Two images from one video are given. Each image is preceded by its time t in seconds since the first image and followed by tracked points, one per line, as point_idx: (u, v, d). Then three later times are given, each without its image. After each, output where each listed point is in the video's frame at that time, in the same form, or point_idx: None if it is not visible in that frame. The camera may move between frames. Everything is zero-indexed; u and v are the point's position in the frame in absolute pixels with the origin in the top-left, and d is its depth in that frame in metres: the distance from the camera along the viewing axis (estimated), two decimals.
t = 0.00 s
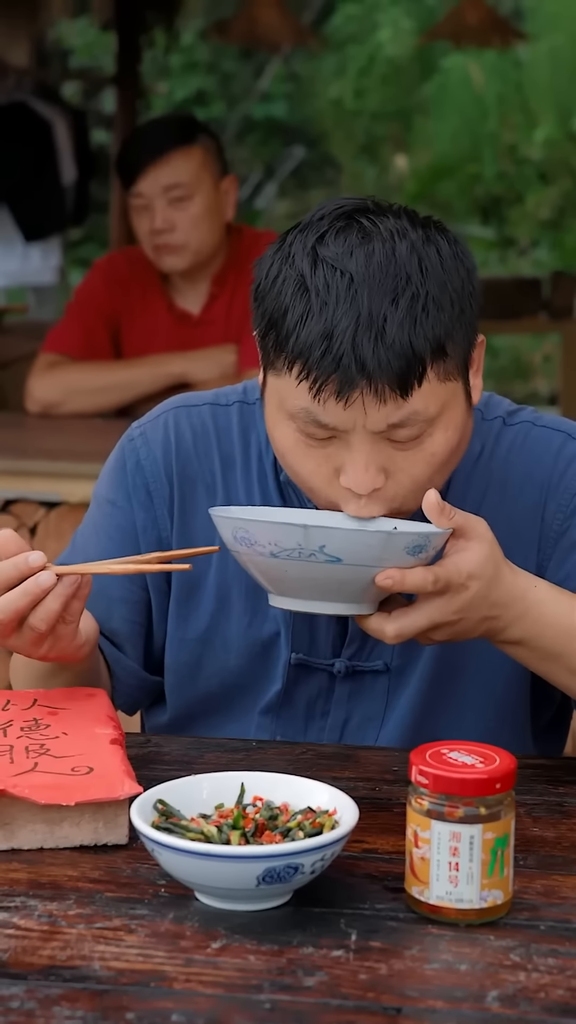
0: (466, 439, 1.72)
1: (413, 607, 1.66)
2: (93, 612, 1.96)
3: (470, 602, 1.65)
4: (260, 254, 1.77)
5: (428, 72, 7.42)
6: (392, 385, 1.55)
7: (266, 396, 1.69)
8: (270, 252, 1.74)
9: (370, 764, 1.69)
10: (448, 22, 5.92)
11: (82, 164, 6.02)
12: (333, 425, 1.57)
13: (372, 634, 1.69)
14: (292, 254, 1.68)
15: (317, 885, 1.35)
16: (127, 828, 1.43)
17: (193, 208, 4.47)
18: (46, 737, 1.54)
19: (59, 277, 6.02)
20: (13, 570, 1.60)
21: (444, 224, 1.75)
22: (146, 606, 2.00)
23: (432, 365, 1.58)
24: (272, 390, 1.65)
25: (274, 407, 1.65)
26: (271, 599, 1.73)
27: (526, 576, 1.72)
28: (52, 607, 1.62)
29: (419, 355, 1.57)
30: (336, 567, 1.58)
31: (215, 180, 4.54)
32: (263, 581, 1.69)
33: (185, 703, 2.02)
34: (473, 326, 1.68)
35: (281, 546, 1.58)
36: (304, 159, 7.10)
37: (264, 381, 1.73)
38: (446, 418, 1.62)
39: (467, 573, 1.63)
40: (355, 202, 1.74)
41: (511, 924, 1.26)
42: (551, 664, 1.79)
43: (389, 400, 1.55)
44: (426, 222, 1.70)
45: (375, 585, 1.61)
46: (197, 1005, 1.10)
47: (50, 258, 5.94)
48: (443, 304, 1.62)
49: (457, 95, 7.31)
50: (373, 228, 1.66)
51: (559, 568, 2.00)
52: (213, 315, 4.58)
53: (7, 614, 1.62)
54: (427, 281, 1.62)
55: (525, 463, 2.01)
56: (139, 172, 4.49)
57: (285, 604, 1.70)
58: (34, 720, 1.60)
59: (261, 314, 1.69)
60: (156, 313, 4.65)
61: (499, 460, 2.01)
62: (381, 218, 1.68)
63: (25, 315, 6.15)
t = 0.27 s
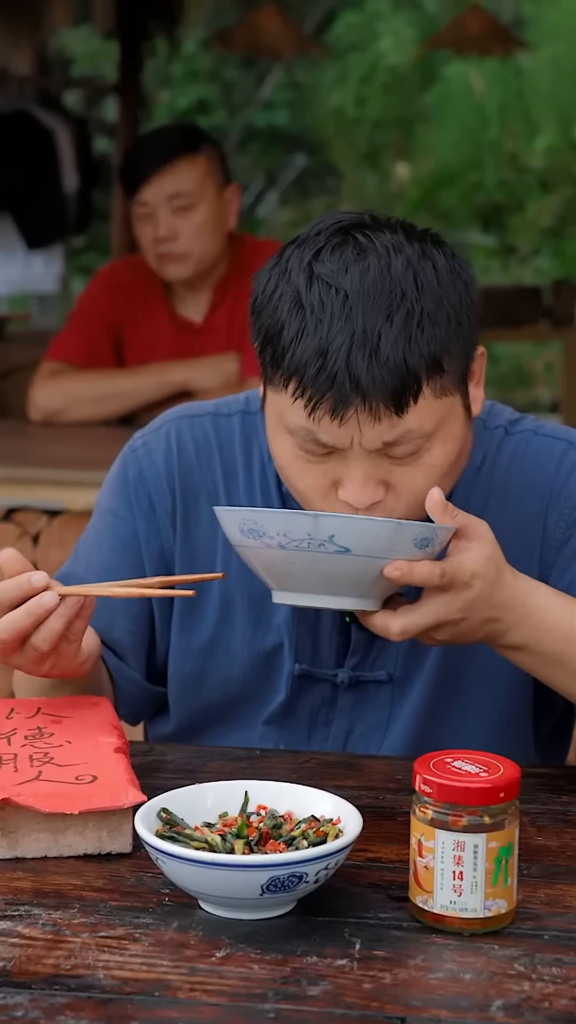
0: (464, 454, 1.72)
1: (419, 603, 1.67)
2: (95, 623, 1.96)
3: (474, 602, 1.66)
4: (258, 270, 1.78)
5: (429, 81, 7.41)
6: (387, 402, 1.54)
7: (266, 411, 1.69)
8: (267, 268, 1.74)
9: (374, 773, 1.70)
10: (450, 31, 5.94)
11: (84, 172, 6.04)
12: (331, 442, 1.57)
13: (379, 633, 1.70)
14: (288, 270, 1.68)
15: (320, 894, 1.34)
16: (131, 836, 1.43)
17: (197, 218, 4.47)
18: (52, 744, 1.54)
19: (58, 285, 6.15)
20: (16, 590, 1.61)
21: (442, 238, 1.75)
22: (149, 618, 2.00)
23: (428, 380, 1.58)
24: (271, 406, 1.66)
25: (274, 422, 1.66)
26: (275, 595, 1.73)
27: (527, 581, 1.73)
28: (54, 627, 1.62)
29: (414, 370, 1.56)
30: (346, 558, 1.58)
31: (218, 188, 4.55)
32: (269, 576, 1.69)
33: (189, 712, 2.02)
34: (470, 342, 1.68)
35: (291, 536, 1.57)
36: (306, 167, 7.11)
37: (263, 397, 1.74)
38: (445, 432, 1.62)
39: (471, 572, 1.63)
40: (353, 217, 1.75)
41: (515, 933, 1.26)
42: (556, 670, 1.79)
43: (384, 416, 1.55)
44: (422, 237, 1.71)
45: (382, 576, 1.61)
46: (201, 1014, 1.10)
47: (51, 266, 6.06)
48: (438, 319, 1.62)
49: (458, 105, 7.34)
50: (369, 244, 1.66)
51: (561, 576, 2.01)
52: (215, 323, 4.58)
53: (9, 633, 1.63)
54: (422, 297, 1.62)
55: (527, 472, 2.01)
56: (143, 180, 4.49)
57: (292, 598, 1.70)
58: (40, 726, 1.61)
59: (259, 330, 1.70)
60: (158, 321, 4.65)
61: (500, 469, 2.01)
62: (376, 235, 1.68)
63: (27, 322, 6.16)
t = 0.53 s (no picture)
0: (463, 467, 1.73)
1: (421, 615, 1.66)
2: (95, 632, 1.97)
3: (478, 613, 1.66)
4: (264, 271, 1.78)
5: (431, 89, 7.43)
6: (385, 412, 1.55)
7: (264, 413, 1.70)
8: (274, 270, 1.75)
9: (376, 780, 1.70)
10: (451, 40, 5.96)
11: (86, 181, 6.06)
12: (327, 448, 1.58)
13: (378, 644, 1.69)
14: (294, 273, 1.69)
15: (323, 902, 1.35)
16: (134, 844, 1.44)
17: (200, 226, 4.50)
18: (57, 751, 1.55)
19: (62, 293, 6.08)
20: (15, 602, 1.62)
21: (449, 250, 1.76)
22: (148, 625, 2.00)
23: (428, 391, 1.59)
24: (269, 408, 1.66)
25: (271, 425, 1.66)
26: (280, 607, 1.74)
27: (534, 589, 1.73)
28: (50, 640, 1.63)
29: (414, 381, 1.57)
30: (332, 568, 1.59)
31: (221, 196, 4.56)
32: (272, 586, 1.70)
33: (190, 719, 2.02)
34: (472, 355, 1.68)
35: (278, 546, 1.59)
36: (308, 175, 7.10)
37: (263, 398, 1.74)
38: (441, 444, 1.62)
39: (474, 584, 1.63)
40: (361, 224, 1.75)
41: (517, 940, 1.26)
42: (564, 675, 1.80)
43: (381, 425, 1.55)
44: (430, 248, 1.71)
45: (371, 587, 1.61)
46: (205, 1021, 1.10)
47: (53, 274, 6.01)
48: (442, 332, 1.63)
49: (460, 113, 7.37)
50: (376, 251, 1.67)
51: (564, 581, 2.01)
52: (217, 331, 4.59)
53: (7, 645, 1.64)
54: (427, 308, 1.63)
55: (527, 477, 2.02)
56: (146, 188, 4.52)
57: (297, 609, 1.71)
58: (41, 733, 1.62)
59: (262, 331, 1.70)
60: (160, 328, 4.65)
61: (501, 476, 2.01)
62: (385, 242, 1.69)
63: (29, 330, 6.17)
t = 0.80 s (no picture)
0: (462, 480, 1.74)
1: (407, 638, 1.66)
2: (94, 638, 1.97)
3: (470, 634, 1.65)
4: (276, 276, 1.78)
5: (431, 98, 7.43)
6: (391, 427, 1.55)
7: (267, 418, 1.70)
8: (286, 275, 1.74)
9: (377, 787, 1.70)
10: (452, 47, 5.98)
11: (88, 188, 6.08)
12: (329, 458, 1.58)
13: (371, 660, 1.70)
14: (306, 280, 1.68)
15: (324, 908, 1.35)
16: (135, 850, 1.44)
17: (202, 233, 4.52)
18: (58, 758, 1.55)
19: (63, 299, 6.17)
20: (15, 608, 1.62)
21: (461, 267, 1.76)
22: (147, 631, 2.01)
23: (433, 408, 1.59)
24: (272, 414, 1.66)
25: (274, 431, 1.66)
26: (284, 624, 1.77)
27: (544, 603, 1.72)
28: (51, 646, 1.63)
29: (421, 398, 1.57)
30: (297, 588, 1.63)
31: (223, 203, 4.56)
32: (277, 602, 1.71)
33: (189, 724, 2.02)
34: (477, 375, 1.69)
35: (250, 562, 1.65)
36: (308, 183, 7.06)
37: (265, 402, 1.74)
38: (440, 461, 1.63)
39: (463, 607, 1.63)
40: (375, 235, 1.75)
41: (518, 947, 1.26)
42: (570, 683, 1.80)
43: (385, 440, 1.56)
44: (444, 265, 1.71)
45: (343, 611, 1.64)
46: None
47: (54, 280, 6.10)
48: (451, 350, 1.63)
49: (462, 120, 7.38)
50: (390, 265, 1.67)
51: (566, 581, 2.01)
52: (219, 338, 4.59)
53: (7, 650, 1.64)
54: (438, 326, 1.63)
55: (527, 481, 2.02)
56: (146, 195, 4.54)
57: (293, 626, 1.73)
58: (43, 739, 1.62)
59: (270, 337, 1.69)
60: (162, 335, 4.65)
61: (499, 480, 2.01)
62: (399, 257, 1.69)
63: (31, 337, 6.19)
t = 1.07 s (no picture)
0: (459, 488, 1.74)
1: (391, 685, 1.65)
2: (92, 644, 1.97)
3: (454, 684, 1.65)
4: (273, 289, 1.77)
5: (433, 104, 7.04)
6: (389, 443, 1.56)
7: (264, 430, 1.70)
8: (283, 288, 1.74)
9: (375, 793, 1.70)
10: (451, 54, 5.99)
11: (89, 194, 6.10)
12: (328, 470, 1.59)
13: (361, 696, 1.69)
14: (303, 295, 1.68)
15: (323, 915, 1.34)
16: (134, 857, 1.44)
17: (201, 238, 4.53)
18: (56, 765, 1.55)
19: (64, 305, 6.14)
20: (12, 615, 1.63)
21: (457, 277, 1.75)
22: (145, 637, 2.01)
23: (430, 423, 1.59)
24: (271, 427, 1.66)
25: (272, 444, 1.67)
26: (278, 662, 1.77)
27: (538, 647, 1.73)
28: (48, 653, 1.63)
29: (419, 413, 1.58)
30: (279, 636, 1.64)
31: (222, 210, 4.57)
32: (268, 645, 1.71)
33: (186, 729, 2.02)
34: (475, 387, 1.69)
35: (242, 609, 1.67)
36: (310, 188, 6.84)
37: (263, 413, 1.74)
38: (436, 474, 1.64)
39: (447, 656, 1.62)
40: (372, 248, 1.75)
41: (517, 953, 1.26)
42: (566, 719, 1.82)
43: (384, 455, 1.56)
44: (440, 277, 1.71)
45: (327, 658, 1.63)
46: None
47: (55, 286, 6.10)
48: (448, 365, 1.63)
49: (462, 127, 7.04)
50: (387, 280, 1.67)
51: (566, 586, 2.00)
52: (218, 345, 4.59)
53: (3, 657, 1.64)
54: (435, 340, 1.63)
55: (527, 484, 2.01)
56: (146, 202, 4.55)
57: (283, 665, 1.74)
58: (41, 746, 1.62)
59: (267, 350, 1.70)
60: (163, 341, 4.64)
61: (498, 484, 2.00)
62: (396, 271, 1.69)
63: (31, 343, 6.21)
